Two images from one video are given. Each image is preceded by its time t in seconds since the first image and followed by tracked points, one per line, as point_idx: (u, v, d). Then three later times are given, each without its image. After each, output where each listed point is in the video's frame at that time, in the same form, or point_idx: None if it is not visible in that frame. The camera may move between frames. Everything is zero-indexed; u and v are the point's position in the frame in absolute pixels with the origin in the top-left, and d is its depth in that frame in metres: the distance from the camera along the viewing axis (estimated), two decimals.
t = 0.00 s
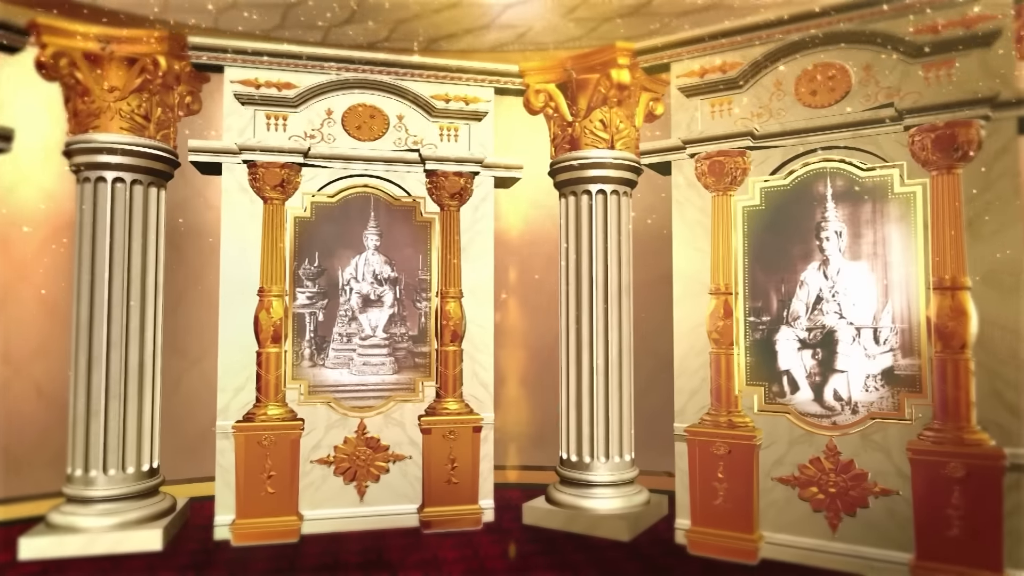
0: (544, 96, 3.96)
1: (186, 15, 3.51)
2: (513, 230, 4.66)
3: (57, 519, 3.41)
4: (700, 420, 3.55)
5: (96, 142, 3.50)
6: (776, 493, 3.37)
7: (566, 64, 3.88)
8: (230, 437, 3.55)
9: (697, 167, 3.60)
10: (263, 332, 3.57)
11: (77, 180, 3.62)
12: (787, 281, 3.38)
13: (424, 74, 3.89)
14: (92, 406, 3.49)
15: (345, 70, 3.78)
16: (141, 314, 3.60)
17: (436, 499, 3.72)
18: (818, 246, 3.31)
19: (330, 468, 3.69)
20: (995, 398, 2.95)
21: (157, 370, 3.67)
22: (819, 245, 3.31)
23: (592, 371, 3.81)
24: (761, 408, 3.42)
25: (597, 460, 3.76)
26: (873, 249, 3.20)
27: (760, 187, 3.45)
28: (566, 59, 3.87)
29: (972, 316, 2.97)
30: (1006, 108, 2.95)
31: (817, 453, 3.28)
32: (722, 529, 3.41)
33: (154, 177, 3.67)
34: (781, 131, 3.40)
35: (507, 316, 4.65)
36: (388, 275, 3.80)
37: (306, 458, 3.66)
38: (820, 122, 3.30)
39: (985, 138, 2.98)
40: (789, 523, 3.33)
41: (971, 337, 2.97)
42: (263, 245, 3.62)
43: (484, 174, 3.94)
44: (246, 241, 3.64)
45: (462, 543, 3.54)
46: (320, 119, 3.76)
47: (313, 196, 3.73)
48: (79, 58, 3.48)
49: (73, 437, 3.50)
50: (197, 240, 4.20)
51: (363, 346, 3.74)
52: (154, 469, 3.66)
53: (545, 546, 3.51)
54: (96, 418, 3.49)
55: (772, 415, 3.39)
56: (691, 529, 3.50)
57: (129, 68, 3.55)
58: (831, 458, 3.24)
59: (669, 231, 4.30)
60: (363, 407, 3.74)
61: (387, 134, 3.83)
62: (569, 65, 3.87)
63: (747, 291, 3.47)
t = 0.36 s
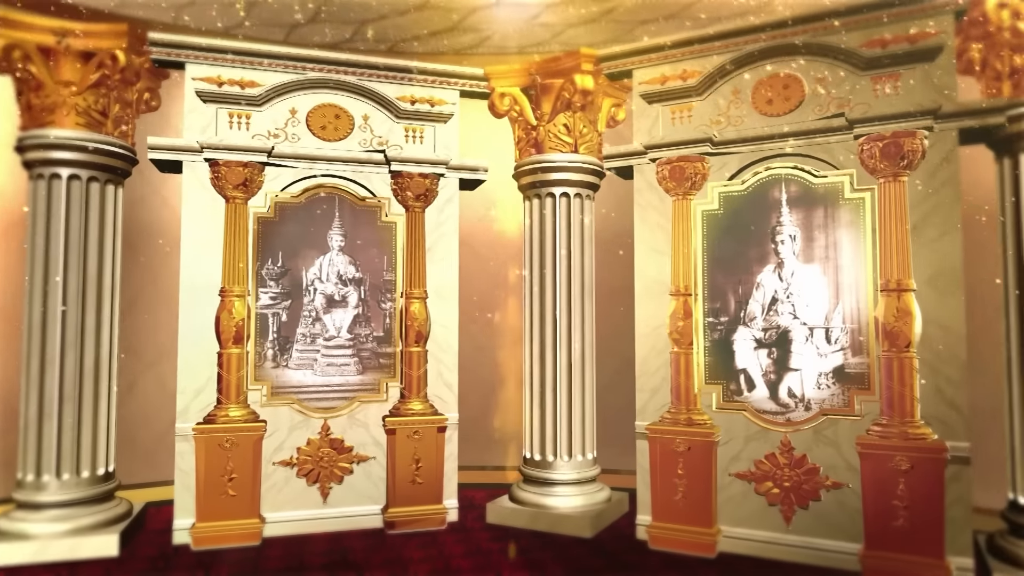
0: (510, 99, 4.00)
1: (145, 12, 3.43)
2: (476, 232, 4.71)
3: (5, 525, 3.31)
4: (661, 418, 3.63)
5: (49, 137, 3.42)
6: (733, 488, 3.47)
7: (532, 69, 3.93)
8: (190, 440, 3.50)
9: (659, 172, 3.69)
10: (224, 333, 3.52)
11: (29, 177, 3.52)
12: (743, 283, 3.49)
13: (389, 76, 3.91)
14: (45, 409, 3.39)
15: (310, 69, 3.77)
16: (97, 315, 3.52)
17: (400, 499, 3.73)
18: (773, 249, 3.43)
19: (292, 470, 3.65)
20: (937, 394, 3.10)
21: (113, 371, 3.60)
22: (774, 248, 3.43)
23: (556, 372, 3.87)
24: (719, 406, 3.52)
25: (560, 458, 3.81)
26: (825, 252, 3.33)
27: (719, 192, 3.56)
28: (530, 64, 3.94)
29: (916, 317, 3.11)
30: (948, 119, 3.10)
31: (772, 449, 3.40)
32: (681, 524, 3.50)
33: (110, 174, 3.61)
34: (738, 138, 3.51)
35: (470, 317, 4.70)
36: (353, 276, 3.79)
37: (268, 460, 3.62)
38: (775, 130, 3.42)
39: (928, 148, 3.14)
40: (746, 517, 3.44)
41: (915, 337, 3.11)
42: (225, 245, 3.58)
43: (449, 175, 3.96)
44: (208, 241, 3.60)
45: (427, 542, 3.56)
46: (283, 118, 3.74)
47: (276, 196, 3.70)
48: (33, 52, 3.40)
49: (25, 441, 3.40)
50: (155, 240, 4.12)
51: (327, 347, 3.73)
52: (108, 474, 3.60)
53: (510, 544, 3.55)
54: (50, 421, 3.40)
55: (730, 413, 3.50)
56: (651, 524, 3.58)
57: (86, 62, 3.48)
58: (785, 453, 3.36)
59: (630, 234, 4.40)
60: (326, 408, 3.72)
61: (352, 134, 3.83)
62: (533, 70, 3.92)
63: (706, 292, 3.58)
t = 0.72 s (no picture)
0: (490, 101, 4.04)
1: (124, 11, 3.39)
2: (456, 232, 4.73)
3: None
4: (640, 417, 3.68)
5: (21, 135, 3.37)
6: (710, 486, 3.53)
7: (513, 72, 3.98)
8: (168, 441, 3.47)
9: (638, 174, 3.74)
10: (203, 333, 3.50)
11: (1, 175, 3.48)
12: (721, 284, 3.56)
13: (371, 77, 3.92)
14: (19, 411, 3.35)
15: (291, 70, 3.77)
16: (73, 314, 3.49)
17: (381, 499, 3.74)
18: (749, 251, 3.50)
19: (272, 471, 3.64)
20: (906, 393, 3.19)
21: (89, 371, 3.57)
22: (750, 250, 3.50)
23: (536, 371, 3.90)
24: (697, 405, 3.58)
25: (540, 458, 3.85)
26: (800, 254, 3.41)
27: (697, 194, 3.63)
28: (511, 67, 3.99)
29: (887, 317, 3.19)
30: (917, 126, 3.19)
31: (748, 447, 3.46)
32: (659, 522, 3.56)
33: (86, 173, 3.57)
34: (716, 142, 3.58)
35: (449, 318, 4.72)
36: (333, 276, 3.79)
37: (248, 461, 3.60)
38: (751, 134, 3.49)
39: (898, 153, 3.22)
40: (722, 514, 3.50)
41: (886, 337, 3.19)
42: (204, 245, 3.56)
43: (431, 176, 3.98)
44: (186, 240, 3.57)
45: (408, 542, 3.57)
46: (264, 117, 3.73)
47: (256, 195, 3.69)
48: (7, 47, 3.35)
49: None
50: (131, 239, 4.07)
51: (307, 348, 3.72)
52: (84, 475, 3.58)
53: (491, 543, 3.57)
54: (25, 422, 3.36)
55: (707, 411, 3.56)
56: (630, 522, 3.63)
57: (63, 60, 3.44)
58: (760, 451, 3.43)
59: (610, 237, 4.45)
60: (307, 409, 3.71)
61: (333, 134, 3.83)
62: (515, 73, 3.98)
63: (684, 293, 3.64)
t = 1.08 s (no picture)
0: (491, 106, 4.12)
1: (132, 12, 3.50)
2: (455, 233, 4.84)
3: None
4: (638, 413, 3.80)
5: (33, 137, 3.44)
6: (705, 479, 3.66)
7: (514, 77, 4.06)
8: (177, 437, 3.55)
9: (636, 177, 3.84)
10: (211, 331, 3.58)
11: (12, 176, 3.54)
12: (716, 284, 3.68)
13: (375, 80, 4.00)
14: (31, 408, 3.42)
15: (297, 73, 3.85)
16: (83, 313, 3.56)
17: (385, 493, 3.84)
18: (743, 252, 3.63)
19: (279, 466, 3.72)
20: (893, 388, 3.33)
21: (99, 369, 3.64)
22: (745, 251, 3.62)
23: (535, 369, 4.01)
24: (693, 401, 3.70)
25: (540, 452, 3.96)
26: (792, 255, 3.54)
27: (693, 197, 3.74)
28: (512, 72, 4.07)
29: (875, 316, 3.32)
30: (904, 133, 3.32)
31: (742, 441, 3.59)
32: (656, 514, 3.68)
33: (95, 173, 3.63)
34: (711, 147, 3.69)
35: (448, 316, 4.83)
36: (338, 276, 3.87)
37: (255, 457, 3.68)
38: (746, 139, 3.61)
39: (886, 159, 3.35)
40: (718, 506, 3.62)
41: (874, 335, 3.32)
42: (212, 246, 3.63)
43: (433, 178, 4.07)
44: (195, 241, 3.65)
45: (413, 535, 3.66)
46: (271, 120, 3.80)
47: (263, 197, 3.76)
48: (20, 51, 3.40)
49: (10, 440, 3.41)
50: (137, 238, 4.14)
51: (313, 345, 3.80)
52: (94, 472, 3.64)
53: (493, 535, 3.68)
54: (36, 419, 3.42)
55: (703, 407, 3.68)
56: (629, 513, 3.74)
57: (74, 62, 3.48)
58: (754, 445, 3.55)
59: (606, 238, 4.56)
60: (313, 405, 3.80)
61: (338, 137, 3.91)
62: (516, 78, 4.05)
63: (681, 293, 3.75)
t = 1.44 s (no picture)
0: (505, 114, 4.37)
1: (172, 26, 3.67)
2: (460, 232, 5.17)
3: (37, 506, 3.55)
4: (643, 402, 4.09)
5: (78, 143, 3.64)
6: (706, 462, 3.96)
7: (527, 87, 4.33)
8: (214, 425, 3.78)
9: (642, 183, 4.13)
10: (246, 326, 3.81)
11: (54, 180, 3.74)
12: (716, 283, 3.98)
13: (397, 89, 4.24)
14: (77, 399, 3.63)
15: (324, 83, 4.07)
16: (125, 309, 3.78)
17: (408, 477, 4.10)
18: (742, 253, 3.93)
19: (308, 453, 3.97)
20: (878, 378, 3.65)
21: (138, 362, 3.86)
22: (743, 253, 3.92)
23: (546, 361, 4.28)
24: (694, 390, 4.00)
25: (550, 439, 4.23)
26: (787, 257, 3.84)
27: (695, 203, 4.03)
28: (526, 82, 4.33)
29: (862, 313, 3.63)
30: (890, 146, 3.63)
31: (740, 427, 3.89)
32: (661, 495, 3.98)
33: (133, 177, 3.83)
34: (713, 155, 3.98)
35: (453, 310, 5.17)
36: (363, 274, 4.11)
37: (286, 444, 3.92)
38: (745, 149, 3.90)
39: (873, 169, 3.66)
40: (718, 487, 3.93)
41: (861, 330, 3.64)
42: (245, 246, 3.85)
43: (450, 182, 4.33)
44: (229, 242, 3.87)
45: (435, 516, 3.94)
46: (299, 127, 4.03)
47: (293, 199, 3.99)
48: (66, 61, 3.59)
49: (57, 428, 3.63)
50: (160, 239, 4.49)
51: (341, 340, 4.04)
52: (134, 458, 3.85)
53: (510, 515, 3.96)
54: (82, 409, 3.64)
55: (704, 396, 3.98)
56: (635, 494, 4.05)
57: (117, 72, 3.68)
58: (751, 431, 3.86)
59: (608, 238, 4.86)
60: (340, 395, 4.04)
61: (362, 143, 4.15)
62: (529, 88, 4.33)
63: (684, 291, 4.05)
